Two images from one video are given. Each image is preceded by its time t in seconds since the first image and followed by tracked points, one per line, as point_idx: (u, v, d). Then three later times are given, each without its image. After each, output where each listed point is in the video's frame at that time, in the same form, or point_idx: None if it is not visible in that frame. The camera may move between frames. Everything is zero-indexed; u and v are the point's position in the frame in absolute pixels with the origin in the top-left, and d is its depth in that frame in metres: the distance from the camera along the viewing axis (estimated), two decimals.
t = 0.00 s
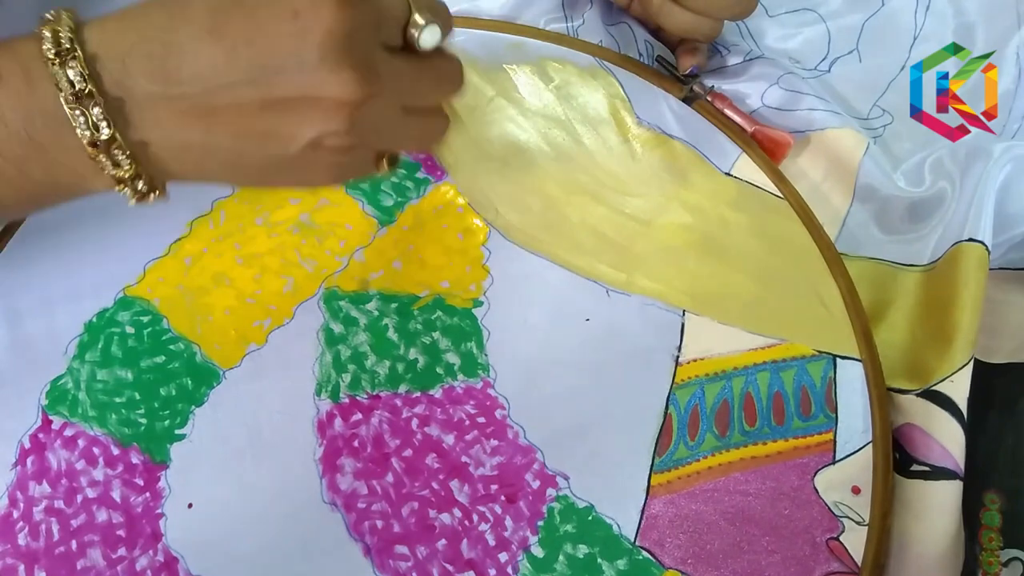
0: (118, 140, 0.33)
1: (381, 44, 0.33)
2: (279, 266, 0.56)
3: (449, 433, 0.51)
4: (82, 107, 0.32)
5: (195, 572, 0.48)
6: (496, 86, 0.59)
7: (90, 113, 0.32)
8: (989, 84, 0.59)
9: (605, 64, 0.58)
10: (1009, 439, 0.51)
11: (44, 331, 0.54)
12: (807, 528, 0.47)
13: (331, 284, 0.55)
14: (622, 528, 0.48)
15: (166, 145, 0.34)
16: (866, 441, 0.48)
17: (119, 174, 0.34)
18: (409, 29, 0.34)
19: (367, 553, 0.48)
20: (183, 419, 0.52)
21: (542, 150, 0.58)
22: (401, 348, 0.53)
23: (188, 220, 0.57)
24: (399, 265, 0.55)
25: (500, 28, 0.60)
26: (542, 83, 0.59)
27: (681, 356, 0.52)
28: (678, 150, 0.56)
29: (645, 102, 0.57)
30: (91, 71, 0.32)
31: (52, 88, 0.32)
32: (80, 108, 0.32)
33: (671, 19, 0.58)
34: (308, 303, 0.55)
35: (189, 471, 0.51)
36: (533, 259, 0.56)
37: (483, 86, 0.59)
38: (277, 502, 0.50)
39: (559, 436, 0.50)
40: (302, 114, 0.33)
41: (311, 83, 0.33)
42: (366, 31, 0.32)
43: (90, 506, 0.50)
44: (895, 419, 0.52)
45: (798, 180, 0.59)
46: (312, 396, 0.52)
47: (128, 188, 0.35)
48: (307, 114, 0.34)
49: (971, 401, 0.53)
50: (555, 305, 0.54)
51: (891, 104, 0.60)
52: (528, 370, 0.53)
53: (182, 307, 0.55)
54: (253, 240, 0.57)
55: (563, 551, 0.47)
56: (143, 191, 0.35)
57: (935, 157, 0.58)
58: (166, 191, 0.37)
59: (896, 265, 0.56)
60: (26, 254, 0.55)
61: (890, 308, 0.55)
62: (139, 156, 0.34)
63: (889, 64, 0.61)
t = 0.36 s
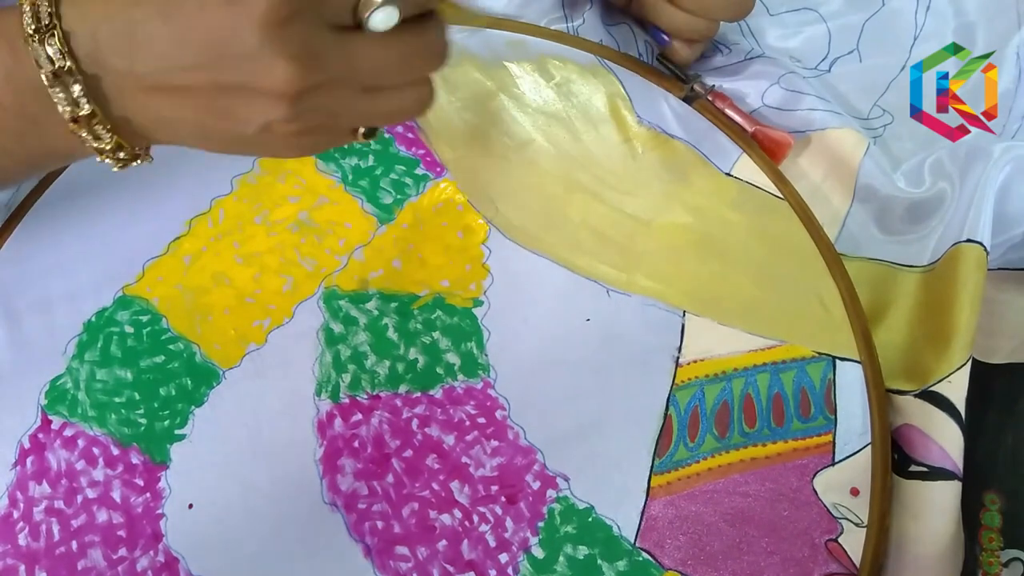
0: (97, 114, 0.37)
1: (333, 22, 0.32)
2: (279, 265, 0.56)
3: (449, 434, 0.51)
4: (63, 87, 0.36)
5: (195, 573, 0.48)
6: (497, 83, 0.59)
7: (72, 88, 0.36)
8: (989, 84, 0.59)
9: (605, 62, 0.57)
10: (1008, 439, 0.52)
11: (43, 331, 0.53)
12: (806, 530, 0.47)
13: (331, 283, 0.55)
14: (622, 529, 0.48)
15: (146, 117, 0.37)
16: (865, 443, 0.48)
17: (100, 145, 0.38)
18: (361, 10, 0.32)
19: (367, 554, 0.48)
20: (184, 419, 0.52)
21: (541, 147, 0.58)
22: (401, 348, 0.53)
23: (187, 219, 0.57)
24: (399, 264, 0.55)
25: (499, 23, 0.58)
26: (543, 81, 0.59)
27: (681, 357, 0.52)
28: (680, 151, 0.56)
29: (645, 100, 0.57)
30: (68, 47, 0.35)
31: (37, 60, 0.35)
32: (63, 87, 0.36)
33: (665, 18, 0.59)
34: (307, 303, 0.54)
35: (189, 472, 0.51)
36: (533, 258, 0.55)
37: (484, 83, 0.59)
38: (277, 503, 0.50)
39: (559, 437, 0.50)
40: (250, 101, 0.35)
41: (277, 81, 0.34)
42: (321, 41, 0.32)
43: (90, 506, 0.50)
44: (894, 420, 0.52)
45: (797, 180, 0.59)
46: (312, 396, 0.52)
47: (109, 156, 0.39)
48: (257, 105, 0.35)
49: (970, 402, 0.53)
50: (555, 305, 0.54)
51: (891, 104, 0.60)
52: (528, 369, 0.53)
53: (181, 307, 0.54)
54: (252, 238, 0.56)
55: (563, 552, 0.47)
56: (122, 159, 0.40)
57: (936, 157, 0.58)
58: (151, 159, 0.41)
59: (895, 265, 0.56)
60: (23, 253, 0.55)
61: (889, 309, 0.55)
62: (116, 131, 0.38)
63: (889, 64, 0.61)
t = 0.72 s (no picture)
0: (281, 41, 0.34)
1: None
2: (279, 266, 0.56)
3: (449, 433, 0.51)
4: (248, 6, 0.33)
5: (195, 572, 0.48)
6: (496, 83, 0.59)
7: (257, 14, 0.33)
8: (989, 84, 0.59)
9: (606, 64, 0.58)
10: (1009, 439, 0.52)
11: (44, 332, 0.54)
12: (806, 529, 0.47)
13: (331, 283, 0.55)
14: (622, 528, 0.48)
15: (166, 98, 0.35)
16: (865, 442, 0.48)
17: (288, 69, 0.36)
18: None
19: (366, 554, 0.48)
20: (183, 419, 0.52)
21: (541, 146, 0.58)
22: (401, 348, 0.53)
23: (187, 219, 0.57)
24: (399, 264, 0.55)
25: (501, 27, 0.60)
26: (542, 81, 0.59)
27: (681, 356, 0.52)
28: (681, 149, 0.56)
29: (645, 101, 0.57)
30: None
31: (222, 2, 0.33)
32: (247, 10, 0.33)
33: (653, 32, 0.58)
34: (308, 303, 0.55)
35: (189, 471, 0.51)
36: (533, 258, 0.55)
37: (483, 83, 0.59)
38: (277, 503, 0.50)
39: (559, 436, 0.50)
40: None
41: None
42: None
43: (90, 506, 0.50)
44: (895, 419, 0.52)
45: (797, 179, 0.59)
46: (312, 396, 0.52)
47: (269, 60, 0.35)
48: None
49: (971, 401, 0.53)
50: (555, 304, 0.54)
51: (891, 104, 0.60)
52: (528, 368, 0.52)
53: (182, 307, 0.54)
54: (252, 239, 0.56)
55: (563, 551, 0.47)
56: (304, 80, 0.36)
57: (936, 157, 0.58)
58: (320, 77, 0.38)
59: (897, 265, 0.56)
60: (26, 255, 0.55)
61: (890, 308, 0.55)
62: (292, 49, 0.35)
63: (889, 64, 0.61)
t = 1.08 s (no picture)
0: (97, 129, 0.34)
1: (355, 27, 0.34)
2: (279, 266, 0.56)
3: (449, 433, 0.51)
4: (64, 93, 0.34)
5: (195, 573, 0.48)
6: (496, 83, 0.59)
7: (71, 98, 0.34)
8: (989, 84, 0.59)
9: (606, 64, 0.58)
10: (1009, 441, 0.51)
11: (44, 331, 0.54)
12: (806, 529, 0.47)
13: (331, 284, 0.55)
14: (622, 528, 0.48)
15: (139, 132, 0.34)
16: (866, 442, 0.48)
17: (95, 164, 0.35)
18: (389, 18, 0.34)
19: (367, 554, 0.48)
20: (184, 419, 0.52)
21: (542, 148, 0.58)
22: (401, 348, 0.53)
23: (187, 220, 0.57)
24: (399, 264, 0.55)
25: (500, 27, 0.60)
26: (542, 81, 0.59)
27: (681, 356, 0.52)
28: (680, 150, 0.56)
29: (645, 101, 0.57)
30: (79, 59, 0.34)
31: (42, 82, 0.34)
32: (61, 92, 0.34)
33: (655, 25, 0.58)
34: (308, 303, 0.54)
35: (190, 471, 0.51)
36: (533, 258, 0.55)
37: (482, 82, 0.59)
38: (276, 503, 0.50)
39: (559, 437, 0.50)
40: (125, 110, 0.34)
41: (265, 56, 0.32)
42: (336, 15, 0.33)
43: (90, 506, 0.50)
44: (894, 419, 0.52)
45: (797, 179, 0.59)
46: (312, 396, 0.52)
47: (108, 181, 0.36)
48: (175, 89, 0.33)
49: (971, 401, 0.53)
50: (555, 304, 0.54)
51: (891, 104, 0.60)
52: (529, 368, 0.52)
53: (181, 307, 0.54)
54: (252, 239, 0.56)
55: (563, 551, 0.47)
56: (122, 187, 0.36)
57: (936, 157, 0.58)
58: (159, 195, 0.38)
59: (898, 265, 0.56)
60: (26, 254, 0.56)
61: (890, 309, 0.55)
62: (116, 147, 0.35)
63: (889, 64, 0.61)
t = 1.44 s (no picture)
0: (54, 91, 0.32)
1: None
2: (279, 266, 0.56)
3: (449, 434, 0.51)
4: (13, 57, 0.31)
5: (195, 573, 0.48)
6: (496, 83, 0.59)
7: (24, 62, 0.31)
8: (989, 84, 0.59)
9: (606, 64, 0.58)
10: (1008, 440, 0.52)
11: (44, 331, 0.54)
12: (806, 529, 0.47)
13: (331, 284, 0.55)
14: (622, 528, 0.48)
15: (102, 99, 0.33)
16: (866, 442, 0.48)
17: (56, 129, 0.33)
18: None
19: (367, 554, 0.48)
20: (184, 420, 0.52)
21: (542, 148, 0.58)
22: (401, 348, 0.53)
23: (187, 220, 0.57)
24: (399, 264, 0.55)
25: (500, 27, 0.60)
26: (542, 81, 0.59)
27: (681, 357, 0.52)
28: (680, 151, 0.56)
29: (646, 101, 0.57)
30: (26, 20, 0.31)
31: None
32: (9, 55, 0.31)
33: (651, 27, 0.58)
34: (308, 303, 0.55)
35: (190, 471, 0.51)
36: (533, 259, 0.55)
37: (482, 83, 0.59)
38: (275, 503, 0.50)
39: (559, 437, 0.50)
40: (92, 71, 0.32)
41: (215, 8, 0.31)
42: None
43: (90, 506, 0.50)
44: (894, 419, 0.52)
45: (798, 179, 0.59)
46: (312, 397, 0.52)
47: (68, 143, 0.34)
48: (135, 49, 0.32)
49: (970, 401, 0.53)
50: (554, 304, 0.54)
51: (891, 104, 0.60)
52: (529, 369, 0.52)
53: (182, 307, 0.54)
54: (252, 239, 0.56)
55: (563, 551, 0.47)
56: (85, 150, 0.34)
57: (936, 157, 0.58)
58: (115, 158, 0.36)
59: (897, 266, 0.56)
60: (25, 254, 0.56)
61: (890, 309, 0.55)
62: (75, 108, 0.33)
63: (889, 63, 0.61)
